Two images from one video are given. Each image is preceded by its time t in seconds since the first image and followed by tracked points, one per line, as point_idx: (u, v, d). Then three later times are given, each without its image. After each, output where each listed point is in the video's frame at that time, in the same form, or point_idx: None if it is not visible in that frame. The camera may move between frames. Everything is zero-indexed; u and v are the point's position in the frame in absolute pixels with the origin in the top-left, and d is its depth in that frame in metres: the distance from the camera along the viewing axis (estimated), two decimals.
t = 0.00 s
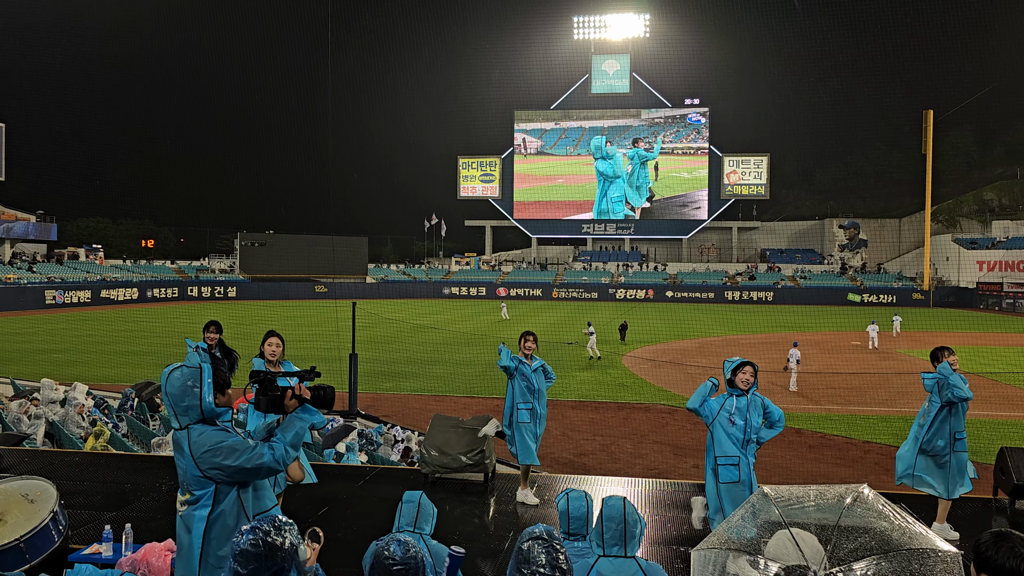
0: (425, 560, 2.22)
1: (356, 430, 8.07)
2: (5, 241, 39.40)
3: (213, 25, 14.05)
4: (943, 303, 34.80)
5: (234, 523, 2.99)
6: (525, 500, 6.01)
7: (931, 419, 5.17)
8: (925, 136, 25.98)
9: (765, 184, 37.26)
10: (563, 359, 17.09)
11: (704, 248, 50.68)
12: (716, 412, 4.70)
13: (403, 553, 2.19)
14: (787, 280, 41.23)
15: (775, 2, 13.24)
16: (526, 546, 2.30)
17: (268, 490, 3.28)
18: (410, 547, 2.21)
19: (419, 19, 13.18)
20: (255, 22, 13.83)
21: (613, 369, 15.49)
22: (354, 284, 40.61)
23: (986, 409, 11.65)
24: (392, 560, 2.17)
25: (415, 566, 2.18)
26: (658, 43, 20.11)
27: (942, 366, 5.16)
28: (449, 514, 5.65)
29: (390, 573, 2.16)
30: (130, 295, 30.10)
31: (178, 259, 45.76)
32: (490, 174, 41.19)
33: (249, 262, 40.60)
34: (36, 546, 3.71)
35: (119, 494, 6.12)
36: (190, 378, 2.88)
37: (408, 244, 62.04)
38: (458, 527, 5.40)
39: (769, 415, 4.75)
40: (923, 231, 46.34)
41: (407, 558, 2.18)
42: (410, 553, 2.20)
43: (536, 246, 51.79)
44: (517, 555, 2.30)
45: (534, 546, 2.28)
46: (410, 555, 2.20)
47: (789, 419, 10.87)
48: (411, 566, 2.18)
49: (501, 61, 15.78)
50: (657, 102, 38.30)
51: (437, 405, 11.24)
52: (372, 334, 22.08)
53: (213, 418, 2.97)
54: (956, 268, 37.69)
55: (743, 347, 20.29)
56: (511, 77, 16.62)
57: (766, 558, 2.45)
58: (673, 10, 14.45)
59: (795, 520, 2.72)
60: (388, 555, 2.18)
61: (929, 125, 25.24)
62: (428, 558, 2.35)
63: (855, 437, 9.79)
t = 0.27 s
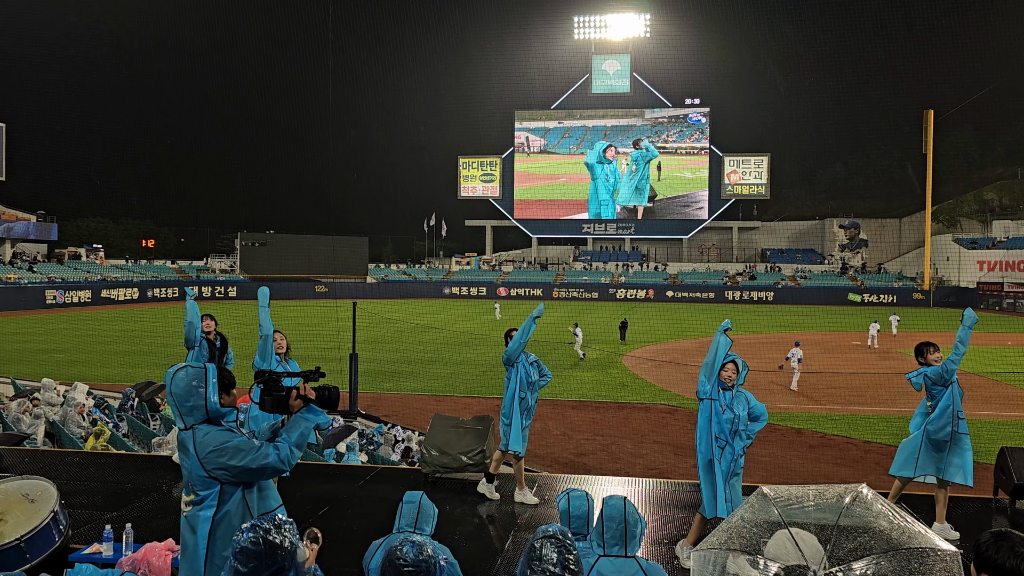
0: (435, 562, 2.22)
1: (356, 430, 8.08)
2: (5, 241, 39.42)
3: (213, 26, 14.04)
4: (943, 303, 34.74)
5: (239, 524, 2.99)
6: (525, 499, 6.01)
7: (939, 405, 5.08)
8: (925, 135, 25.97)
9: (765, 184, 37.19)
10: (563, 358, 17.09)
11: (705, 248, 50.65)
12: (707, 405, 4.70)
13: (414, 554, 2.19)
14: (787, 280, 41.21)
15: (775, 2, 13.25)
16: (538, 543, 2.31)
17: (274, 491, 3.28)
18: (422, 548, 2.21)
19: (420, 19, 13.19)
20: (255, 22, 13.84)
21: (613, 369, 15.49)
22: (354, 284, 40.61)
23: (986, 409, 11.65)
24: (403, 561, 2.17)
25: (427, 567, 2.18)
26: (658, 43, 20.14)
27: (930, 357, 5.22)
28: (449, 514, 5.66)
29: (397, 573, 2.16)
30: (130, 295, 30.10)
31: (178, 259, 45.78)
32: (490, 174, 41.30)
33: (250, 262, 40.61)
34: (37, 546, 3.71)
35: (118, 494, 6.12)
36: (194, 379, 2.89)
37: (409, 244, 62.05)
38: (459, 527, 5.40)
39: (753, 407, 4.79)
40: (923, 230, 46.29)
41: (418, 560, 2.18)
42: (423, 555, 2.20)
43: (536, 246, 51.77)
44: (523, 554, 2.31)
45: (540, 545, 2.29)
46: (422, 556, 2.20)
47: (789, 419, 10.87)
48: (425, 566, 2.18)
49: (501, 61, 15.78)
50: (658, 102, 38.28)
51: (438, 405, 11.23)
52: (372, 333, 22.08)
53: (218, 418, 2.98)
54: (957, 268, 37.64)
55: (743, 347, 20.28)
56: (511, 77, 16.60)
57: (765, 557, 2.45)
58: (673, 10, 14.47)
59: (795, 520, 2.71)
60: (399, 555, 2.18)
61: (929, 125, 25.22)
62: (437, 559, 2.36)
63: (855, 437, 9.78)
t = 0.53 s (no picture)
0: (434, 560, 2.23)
1: (356, 430, 8.07)
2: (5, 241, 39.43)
3: (213, 26, 14.03)
4: (943, 303, 34.71)
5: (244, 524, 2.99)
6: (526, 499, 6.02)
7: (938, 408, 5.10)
8: (925, 135, 25.98)
9: (766, 184, 37.16)
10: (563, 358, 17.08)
11: (705, 248, 50.64)
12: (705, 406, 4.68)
13: (413, 554, 2.19)
14: (787, 280, 41.20)
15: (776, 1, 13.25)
16: (542, 544, 2.31)
17: (279, 491, 3.29)
18: (421, 547, 2.22)
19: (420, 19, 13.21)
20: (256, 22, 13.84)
21: (613, 369, 15.48)
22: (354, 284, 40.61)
23: (987, 409, 11.65)
24: (402, 560, 2.17)
25: (425, 566, 2.19)
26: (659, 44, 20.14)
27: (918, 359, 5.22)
28: (449, 514, 5.66)
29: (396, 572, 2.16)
30: (131, 295, 30.09)
31: (178, 259, 45.77)
32: (491, 174, 41.30)
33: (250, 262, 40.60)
34: (37, 546, 3.72)
35: (118, 494, 6.12)
36: (199, 379, 2.90)
37: (409, 244, 62.06)
38: (459, 528, 5.40)
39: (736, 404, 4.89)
40: (924, 230, 46.28)
41: (417, 559, 2.18)
42: (421, 554, 2.20)
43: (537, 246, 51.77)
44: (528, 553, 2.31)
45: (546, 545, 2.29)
46: (421, 555, 2.20)
47: (789, 419, 10.86)
48: (423, 565, 2.18)
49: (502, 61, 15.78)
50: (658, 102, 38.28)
51: (438, 406, 11.23)
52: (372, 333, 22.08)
53: (223, 418, 2.98)
54: (956, 268, 37.63)
55: (743, 347, 20.27)
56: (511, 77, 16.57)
57: (766, 558, 2.45)
58: (674, 10, 14.48)
59: (796, 520, 2.71)
60: (398, 555, 2.18)
61: (929, 125, 25.22)
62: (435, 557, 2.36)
63: (855, 437, 9.78)
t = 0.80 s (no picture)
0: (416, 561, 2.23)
1: (357, 432, 8.07)
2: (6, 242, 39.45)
3: (213, 27, 14.05)
4: (943, 304, 34.72)
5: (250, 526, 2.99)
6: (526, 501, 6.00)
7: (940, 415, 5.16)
8: (925, 137, 26.01)
9: (766, 185, 37.17)
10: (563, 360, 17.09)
11: (705, 249, 50.64)
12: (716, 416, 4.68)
13: (393, 556, 2.19)
14: (787, 282, 41.21)
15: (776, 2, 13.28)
16: (537, 545, 2.30)
17: (284, 493, 3.29)
18: (401, 549, 2.21)
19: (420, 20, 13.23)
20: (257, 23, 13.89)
21: (613, 370, 15.48)
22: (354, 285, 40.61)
23: (987, 410, 11.64)
24: (382, 562, 2.17)
25: (408, 567, 2.19)
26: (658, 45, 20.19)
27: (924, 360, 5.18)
28: (449, 516, 5.65)
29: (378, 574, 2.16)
30: (131, 297, 30.09)
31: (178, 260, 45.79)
32: (490, 176, 40.89)
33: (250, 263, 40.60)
34: (37, 547, 3.71)
35: (117, 496, 6.12)
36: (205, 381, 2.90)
37: (409, 245, 62.07)
38: (459, 529, 5.39)
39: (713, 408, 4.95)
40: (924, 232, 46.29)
41: (398, 561, 2.18)
42: (402, 556, 2.20)
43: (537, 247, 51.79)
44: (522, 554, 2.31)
45: (539, 545, 2.29)
46: (401, 557, 2.20)
47: (789, 420, 10.85)
48: (404, 567, 2.18)
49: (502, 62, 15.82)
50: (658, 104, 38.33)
51: (438, 407, 11.22)
52: (372, 335, 22.09)
53: (229, 420, 2.98)
54: (956, 269, 37.66)
55: (743, 348, 20.27)
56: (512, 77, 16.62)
57: (766, 560, 2.45)
58: (674, 11, 14.52)
59: (795, 522, 2.71)
60: (378, 558, 2.17)
61: (929, 127, 25.24)
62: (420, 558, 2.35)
63: (856, 438, 9.77)
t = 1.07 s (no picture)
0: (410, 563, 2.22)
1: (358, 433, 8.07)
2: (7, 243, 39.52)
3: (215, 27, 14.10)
4: (945, 305, 34.69)
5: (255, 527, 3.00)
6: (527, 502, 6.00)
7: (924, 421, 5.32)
8: (926, 138, 26.02)
9: (767, 187, 37.16)
10: (564, 361, 17.09)
11: (706, 250, 50.62)
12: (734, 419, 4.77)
13: (386, 558, 2.19)
14: (788, 283, 41.20)
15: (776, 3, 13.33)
16: (532, 547, 2.30)
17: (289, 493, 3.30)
18: (394, 551, 2.21)
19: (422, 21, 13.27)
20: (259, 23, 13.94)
21: (614, 371, 15.48)
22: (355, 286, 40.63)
23: (989, 411, 11.62)
24: (375, 565, 2.17)
25: (401, 569, 2.19)
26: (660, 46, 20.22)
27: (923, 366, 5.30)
28: (450, 517, 5.65)
29: None
30: (132, 298, 30.11)
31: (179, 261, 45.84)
32: (491, 176, 41.01)
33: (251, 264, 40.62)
34: (38, 548, 3.72)
35: (117, 497, 6.11)
36: (211, 382, 2.89)
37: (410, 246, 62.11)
38: (459, 530, 5.39)
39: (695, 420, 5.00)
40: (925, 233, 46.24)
41: (392, 562, 2.18)
42: (395, 557, 2.20)
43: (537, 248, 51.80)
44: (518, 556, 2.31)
45: (536, 548, 2.28)
46: (395, 558, 2.20)
47: (791, 422, 10.83)
48: (398, 568, 2.18)
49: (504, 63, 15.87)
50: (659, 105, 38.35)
51: (439, 408, 11.21)
52: (373, 336, 22.10)
53: (233, 421, 2.98)
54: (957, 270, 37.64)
55: (745, 349, 20.26)
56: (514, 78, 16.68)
57: (767, 562, 2.45)
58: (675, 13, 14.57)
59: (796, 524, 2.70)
60: (370, 562, 2.18)
61: (930, 128, 25.25)
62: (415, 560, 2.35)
63: (857, 439, 9.75)
